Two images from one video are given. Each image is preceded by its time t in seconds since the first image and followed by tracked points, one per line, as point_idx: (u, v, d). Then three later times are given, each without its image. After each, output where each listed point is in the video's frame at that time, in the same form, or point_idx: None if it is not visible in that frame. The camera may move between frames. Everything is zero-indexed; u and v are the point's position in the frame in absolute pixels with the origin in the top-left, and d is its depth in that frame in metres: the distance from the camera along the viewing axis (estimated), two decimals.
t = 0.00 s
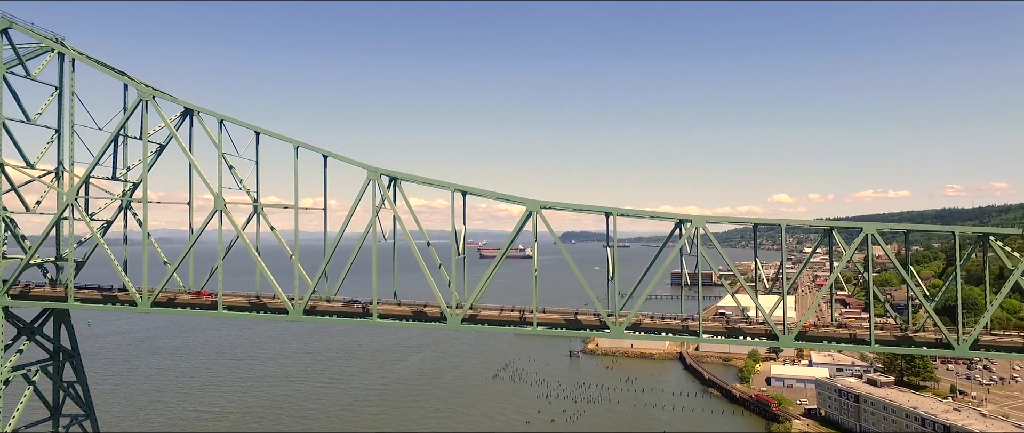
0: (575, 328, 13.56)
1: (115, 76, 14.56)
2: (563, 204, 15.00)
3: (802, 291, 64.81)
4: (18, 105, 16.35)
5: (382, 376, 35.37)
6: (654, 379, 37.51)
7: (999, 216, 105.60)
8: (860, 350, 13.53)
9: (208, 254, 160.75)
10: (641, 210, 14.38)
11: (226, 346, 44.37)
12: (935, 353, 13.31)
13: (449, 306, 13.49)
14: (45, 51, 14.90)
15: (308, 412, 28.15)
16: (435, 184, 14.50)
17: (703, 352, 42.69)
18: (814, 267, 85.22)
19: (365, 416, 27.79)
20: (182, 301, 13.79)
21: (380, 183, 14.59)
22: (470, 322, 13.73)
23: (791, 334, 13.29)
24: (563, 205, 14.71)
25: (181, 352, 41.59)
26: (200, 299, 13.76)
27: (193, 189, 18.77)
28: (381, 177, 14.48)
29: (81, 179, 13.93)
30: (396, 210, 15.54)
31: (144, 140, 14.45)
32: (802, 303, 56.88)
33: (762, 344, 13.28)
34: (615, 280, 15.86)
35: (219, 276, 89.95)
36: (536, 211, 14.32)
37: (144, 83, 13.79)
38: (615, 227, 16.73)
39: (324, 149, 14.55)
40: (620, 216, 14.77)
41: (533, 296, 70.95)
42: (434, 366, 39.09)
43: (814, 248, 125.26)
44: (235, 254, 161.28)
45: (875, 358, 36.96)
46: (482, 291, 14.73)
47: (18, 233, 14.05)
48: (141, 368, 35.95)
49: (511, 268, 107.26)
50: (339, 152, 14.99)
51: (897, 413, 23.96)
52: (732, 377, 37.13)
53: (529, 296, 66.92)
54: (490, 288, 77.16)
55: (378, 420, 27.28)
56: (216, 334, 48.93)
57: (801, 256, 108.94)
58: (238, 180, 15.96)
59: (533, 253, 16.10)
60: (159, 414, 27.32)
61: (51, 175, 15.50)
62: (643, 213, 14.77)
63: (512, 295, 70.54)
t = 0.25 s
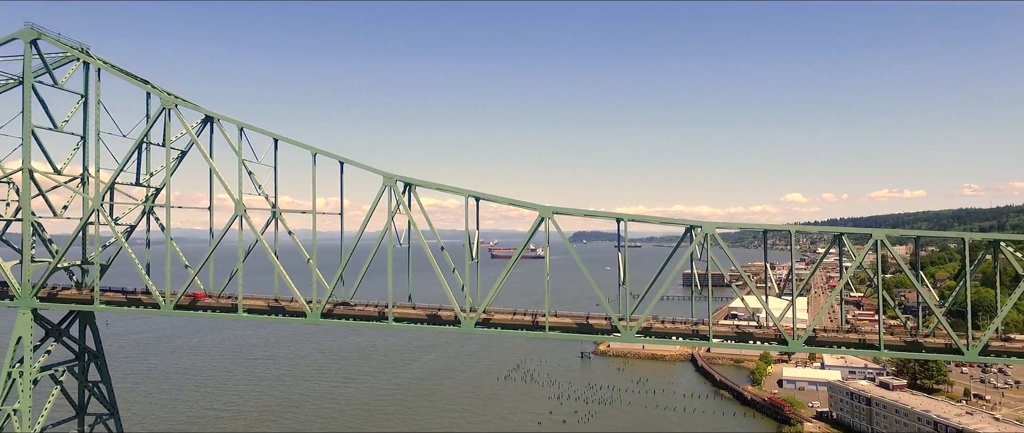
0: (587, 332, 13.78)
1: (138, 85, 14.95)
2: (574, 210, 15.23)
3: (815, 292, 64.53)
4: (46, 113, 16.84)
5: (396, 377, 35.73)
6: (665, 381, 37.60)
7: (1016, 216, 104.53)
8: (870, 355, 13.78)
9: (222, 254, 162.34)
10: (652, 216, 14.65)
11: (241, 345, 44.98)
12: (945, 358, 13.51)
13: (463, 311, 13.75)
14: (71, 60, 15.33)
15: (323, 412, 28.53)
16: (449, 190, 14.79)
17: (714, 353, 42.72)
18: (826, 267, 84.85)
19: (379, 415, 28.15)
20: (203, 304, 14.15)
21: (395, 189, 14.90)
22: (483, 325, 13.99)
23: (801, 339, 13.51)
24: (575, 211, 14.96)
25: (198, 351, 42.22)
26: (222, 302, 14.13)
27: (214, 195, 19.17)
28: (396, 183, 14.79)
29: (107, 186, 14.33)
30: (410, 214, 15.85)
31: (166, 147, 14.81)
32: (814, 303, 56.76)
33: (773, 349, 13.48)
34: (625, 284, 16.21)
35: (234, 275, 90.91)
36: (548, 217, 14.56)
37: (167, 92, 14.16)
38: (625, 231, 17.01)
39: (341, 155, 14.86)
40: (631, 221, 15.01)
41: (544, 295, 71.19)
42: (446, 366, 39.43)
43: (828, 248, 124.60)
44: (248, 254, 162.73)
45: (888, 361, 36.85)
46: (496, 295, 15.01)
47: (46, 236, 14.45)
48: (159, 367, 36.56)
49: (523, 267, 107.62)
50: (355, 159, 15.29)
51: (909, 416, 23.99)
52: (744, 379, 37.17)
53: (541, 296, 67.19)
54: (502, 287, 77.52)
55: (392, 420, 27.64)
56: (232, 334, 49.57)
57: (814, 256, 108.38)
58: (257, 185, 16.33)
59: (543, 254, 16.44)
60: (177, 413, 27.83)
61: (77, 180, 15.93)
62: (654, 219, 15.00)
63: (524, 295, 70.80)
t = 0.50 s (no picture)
0: (602, 336, 14.01)
1: (165, 94, 15.38)
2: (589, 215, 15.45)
3: (833, 292, 64.01)
4: (77, 121, 17.40)
5: (412, 377, 36.14)
6: (681, 383, 37.64)
7: None
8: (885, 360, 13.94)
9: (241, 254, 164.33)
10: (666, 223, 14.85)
11: (261, 345, 45.68)
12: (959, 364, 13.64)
13: (480, 314, 14.02)
14: (100, 70, 15.80)
15: (342, 411, 28.98)
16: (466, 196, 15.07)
17: (730, 355, 42.66)
18: (844, 268, 84.23)
19: (397, 415, 28.54)
20: (228, 306, 14.56)
21: (413, 195, 15.21)
22: (500, 329, 14.26)
23: (815, 344, 13.66)
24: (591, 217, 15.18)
25: (218, 351, 42.95)
26: (246, 305, 14.54)
27: (236, 199, 19.62)
28: (415, 189, 15.09)
29: (135, 192, 14.78)
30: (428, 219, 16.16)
31: (192, 154, 15.23)
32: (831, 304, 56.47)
33: (786, 353, 13.64)
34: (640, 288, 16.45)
35: (252, 275, 92.11)
36: (564, 222, 14.79)
37: (193, 101, 14.58)
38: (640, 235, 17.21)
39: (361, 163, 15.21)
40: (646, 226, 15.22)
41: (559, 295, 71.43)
42: (462, 366, 39.78)
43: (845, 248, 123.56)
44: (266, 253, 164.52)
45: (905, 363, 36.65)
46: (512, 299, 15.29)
47: (77, 241, 14.94)
48: (181, 366, 37.33)
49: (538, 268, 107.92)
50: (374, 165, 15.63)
51: (926, 420, 23.91)
52: (760, 381, 37.12)
53: (556, 296, 67.39)
54: (518, 287, 77.86)
55: (409, 419, 28.03)
56: (251, 333, 50.33)
57: (832, 256, 107.49)
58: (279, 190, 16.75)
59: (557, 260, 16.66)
60: (200, 411, 28.43)
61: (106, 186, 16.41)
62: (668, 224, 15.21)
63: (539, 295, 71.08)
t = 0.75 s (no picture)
0: (620, 339, 14.21)
1: (194, 103, 15.87)
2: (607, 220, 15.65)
3: (854, 294, 63.36)
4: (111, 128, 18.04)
5: (432, 376, 36.55)
6: (699, 384, 37.62)
7: None
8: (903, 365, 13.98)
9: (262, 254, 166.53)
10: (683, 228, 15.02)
11: (283, 344, 46.46)
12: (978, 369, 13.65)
13: (499, 317, 14.29)
14: (132, 79, 16.35)
15: (363, 410, 29.44)
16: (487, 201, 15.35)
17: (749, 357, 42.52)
18: (866, 268, 83.28)
19: (416, 414, 28.93)
20: (255, 309, 15.00)
21: (434, 201, 15.53)
22: (519, 332, 14.52)
23: (833, 348, 13.74)
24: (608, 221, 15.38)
25: (242, 349, 43.75)
26: (273, 308, 14.97)
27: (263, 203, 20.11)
28: (435, 195, 15.40)
29: (166, 197, 15.29)
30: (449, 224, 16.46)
31: (220, 161, 15.71)
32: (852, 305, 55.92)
33: (804, 358, 13.74)
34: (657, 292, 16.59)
35: (274, 274, 93.44)
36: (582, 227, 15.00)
37: (221, 110, 15.05)
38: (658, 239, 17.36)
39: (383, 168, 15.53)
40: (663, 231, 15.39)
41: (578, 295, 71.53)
42: (481, 367, 40.12)
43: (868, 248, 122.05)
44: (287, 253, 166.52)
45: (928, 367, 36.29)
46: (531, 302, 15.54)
47: (110, 244, 15.47)
48: (206, 364, 38.15)
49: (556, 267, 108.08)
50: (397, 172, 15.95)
51: (947, 425, 23.76)
52: (779, 384, 36.98)
53: (574, 296, 67.54)
54: (536, 287, 78.09)
55: (429, 418, 28.40)
56: (273, 333, 51.18)
57: (854, 256, 106.25)
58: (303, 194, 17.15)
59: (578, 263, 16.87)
60: (225, 409, 29.06)
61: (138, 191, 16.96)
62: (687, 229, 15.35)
63: (557, 294, 71.25)
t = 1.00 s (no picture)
0: (638, 343, 14.37)
1: (221, 110, 16.30)
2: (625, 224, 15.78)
3: (877, 295, 62.61)
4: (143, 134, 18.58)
5: (451, 376, 36.91)
6: (718, 386, 37.52)
7: None
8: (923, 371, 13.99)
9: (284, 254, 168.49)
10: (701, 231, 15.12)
11: (305, 343, 47.17)
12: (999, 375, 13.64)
13: (519, 320, 14.52)
14: (162, 87, 16.84)
15: (384, 408, 29.86)
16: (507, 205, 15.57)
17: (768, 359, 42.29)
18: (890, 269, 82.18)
19: (436, 413, 29.27)
20: (281, 311, 15.42)
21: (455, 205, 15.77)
22: (538, 335, 14.75)
23: (850, 353, 13.80)
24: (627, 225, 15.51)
25: (265, 348, 44.50)
26: (298, 310, 15.36)
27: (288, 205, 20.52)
28: (456, 200, 15.65)
29: (195, 201, 15.73)
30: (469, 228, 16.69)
31: (247, 166, 16.11)
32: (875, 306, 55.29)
33: (821, 362, 13.83)
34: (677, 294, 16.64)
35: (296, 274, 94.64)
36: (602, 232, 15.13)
37: (249, 117, 15.45)
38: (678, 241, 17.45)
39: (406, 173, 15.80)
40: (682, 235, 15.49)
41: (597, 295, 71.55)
42: (500, 367, 40.41)
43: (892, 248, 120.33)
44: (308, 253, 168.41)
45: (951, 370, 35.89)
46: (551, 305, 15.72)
47: (142, 247, 15.97)
48: (230, 363, 38.88)
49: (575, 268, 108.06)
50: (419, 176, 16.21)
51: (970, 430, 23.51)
52: (799, 386, 36.76)
53: (593, 297, 67.56)
54: (555, 287, 78.18)
55: (448, 417, 28.72)
56: (296, 332, 51.95)
57: (878, 255, 104.80)
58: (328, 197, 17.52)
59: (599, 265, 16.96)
60: (249, 406, 29.64)
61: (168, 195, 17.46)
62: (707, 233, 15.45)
63: (576, 295, 71.29)
